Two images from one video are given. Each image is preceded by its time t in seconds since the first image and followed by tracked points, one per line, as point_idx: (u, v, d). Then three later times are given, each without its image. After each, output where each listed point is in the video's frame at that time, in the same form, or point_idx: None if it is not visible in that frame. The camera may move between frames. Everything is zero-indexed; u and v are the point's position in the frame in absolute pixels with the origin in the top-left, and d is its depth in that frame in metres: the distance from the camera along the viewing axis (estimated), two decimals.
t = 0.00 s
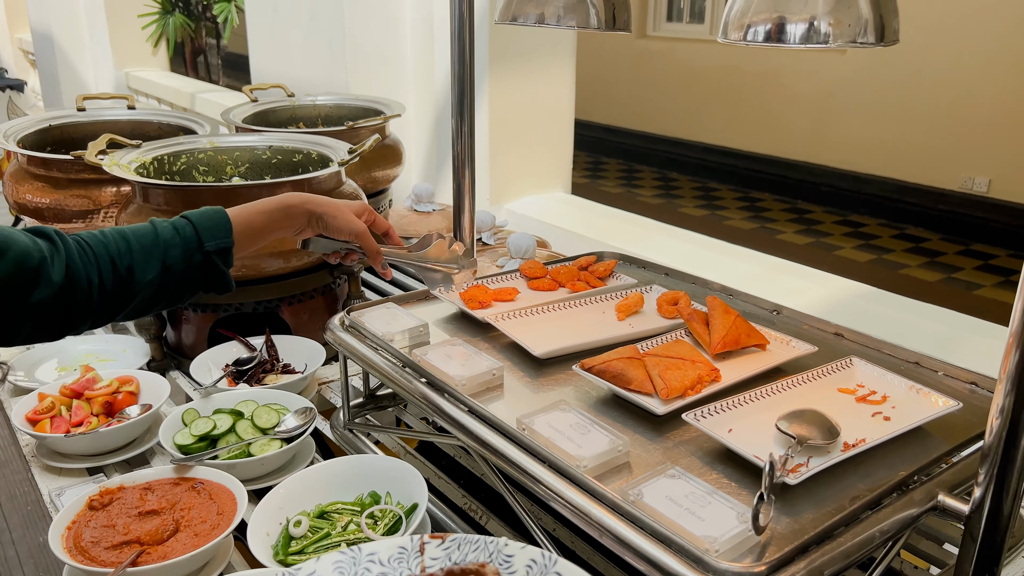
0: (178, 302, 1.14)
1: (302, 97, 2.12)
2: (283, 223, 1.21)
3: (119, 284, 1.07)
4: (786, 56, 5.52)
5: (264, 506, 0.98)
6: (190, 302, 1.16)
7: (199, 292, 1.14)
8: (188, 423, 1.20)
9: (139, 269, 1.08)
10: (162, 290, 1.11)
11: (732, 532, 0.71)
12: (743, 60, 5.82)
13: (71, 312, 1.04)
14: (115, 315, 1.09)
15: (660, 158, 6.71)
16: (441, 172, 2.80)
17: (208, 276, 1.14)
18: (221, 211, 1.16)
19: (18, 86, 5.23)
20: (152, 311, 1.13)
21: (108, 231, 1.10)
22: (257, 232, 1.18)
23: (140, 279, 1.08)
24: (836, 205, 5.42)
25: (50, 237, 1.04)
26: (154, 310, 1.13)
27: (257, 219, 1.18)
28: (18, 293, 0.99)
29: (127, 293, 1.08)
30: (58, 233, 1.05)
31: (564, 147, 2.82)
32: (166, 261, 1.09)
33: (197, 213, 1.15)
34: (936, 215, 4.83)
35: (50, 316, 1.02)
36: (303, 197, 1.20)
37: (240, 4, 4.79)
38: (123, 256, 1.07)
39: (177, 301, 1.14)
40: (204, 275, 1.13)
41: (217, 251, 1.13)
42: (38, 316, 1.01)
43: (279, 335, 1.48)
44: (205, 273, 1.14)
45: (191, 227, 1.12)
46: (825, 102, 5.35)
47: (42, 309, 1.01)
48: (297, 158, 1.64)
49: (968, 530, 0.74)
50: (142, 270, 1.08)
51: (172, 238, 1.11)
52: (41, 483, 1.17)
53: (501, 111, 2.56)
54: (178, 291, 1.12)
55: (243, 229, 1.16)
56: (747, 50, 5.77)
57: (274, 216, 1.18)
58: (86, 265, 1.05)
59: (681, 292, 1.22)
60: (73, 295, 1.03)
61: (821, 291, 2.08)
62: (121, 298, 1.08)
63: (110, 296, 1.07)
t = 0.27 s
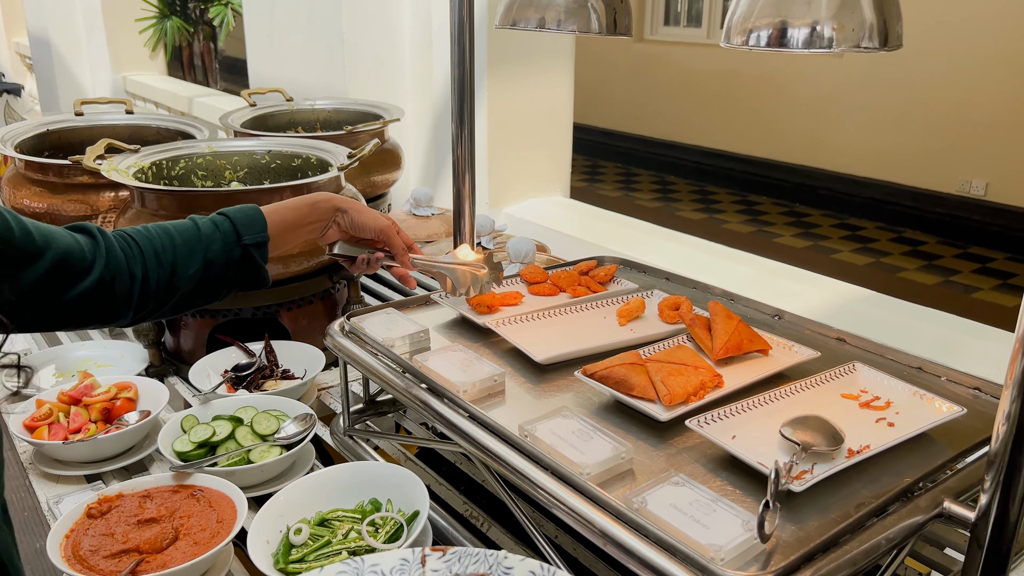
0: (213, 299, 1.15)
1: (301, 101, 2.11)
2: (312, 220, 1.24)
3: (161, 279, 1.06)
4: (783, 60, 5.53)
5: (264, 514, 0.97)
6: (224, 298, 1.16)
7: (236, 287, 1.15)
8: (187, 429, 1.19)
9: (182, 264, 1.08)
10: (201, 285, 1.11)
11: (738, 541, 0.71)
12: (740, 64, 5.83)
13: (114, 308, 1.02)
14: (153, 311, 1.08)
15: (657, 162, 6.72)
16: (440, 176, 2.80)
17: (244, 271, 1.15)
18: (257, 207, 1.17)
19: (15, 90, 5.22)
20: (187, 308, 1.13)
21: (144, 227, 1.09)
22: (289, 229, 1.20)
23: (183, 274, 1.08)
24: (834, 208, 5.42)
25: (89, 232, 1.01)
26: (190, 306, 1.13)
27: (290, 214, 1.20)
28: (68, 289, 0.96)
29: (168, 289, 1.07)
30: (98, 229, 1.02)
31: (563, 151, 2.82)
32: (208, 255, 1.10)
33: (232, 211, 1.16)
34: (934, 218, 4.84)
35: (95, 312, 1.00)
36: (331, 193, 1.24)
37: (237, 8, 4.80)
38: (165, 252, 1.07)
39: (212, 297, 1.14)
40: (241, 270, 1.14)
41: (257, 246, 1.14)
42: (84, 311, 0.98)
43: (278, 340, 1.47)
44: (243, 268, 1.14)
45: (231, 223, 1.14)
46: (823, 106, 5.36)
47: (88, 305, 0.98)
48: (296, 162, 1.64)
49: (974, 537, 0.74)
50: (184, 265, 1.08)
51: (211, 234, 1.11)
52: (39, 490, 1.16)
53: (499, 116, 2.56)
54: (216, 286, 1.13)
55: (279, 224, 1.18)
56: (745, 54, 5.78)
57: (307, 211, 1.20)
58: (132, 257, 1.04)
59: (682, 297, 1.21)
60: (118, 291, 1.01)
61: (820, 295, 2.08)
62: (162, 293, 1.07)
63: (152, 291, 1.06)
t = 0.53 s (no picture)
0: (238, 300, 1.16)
1: (300, 107, 2.11)
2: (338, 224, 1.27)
3: (185, 283, 1.08)
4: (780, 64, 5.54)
5: (268, 522, 0.97)
6: (248, 301, 1.18)
7: (259, 290, 1.17)
8: (190, 438, 1.18)
9: (206, 268, 1.10)
10: (224, 289, 1.13)
11: (747, 550, 0.70)
12: (737, 68, 5.84)
13: (139, 311, 1.04)
14: (178, 313, 1.10)
15: (655, 165, 6.72)
16: (439, 181, 2.80)
17: (267, 275, 1.17)
18: (280, 212, 1.19)
19: (12, 94, 5.21)
20: (211, 310, 1.15)
21: (169, 231, 1.11)
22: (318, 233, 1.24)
23: (207, 277, 1.10)
24: (831, 212, 5.44)
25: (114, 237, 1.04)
26: (214, 309, 1.15)
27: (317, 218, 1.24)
28: (92, 293, 0.98)
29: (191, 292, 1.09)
30: (123, 233, 1.04)
31: (562, 156, 2.82)
32: (232, 259, 1.12)
33: (258, 215, 1.18)
34: (931, 222, 4.85)
35: (119, 315, 1.02)
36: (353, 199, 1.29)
37: (234, 12, 4.80)
38: (190, 256, 1.09)
39: (236, 300, 1.16)
40: (264, 273, 1.16)
41: (280, 251, 1.16)
42: (108, 314, 1.01)
43: (280, 347, 1.46)
44: (266, 272, 1.16)
45: (256, 228, 1.15)
46: (820, 109, 5.37)
47: (112, 308, 1.01)
48: (297, 169, 1.63)
49: (982, 546, 0.74)
50: (208, 269, 1.10)
51: (235, 238, 1.13)
52: (40, 499, 1.15)
53: (498, 121, 2.56)
54: (239, 289, 1.14)
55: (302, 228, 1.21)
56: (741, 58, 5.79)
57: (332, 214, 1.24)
58: (157, 261, 1.06)
59: (686, 304, 1.21)
60: (142, 294, 1.03)
61: (820, 299, 2.08)
62: (186, 296, 1.09)
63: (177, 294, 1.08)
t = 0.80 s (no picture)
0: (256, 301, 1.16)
1: (299, 112, 2.11)
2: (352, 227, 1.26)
3: (203, 287, 1.08)
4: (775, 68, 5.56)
5: (272, 530, 0.97)
6: (265, 304, 1.17)
7: (276, 292, 1.16)
8: (193, 445, 1.18)
9: (223, 271, 1.09)
10: (241, 292, 1.12)
11: (755, 558, 0.70)
12: (733, 72, 5.86)
13: (159, 315, 1.04)
14: (196, 317, 1.10)
15: (651, 169, 6.74)
16: (437, 186, 2.81)
17: (284, 277, 1.16)
18: (296, 216, 1.18)
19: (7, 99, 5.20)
20: (228, 314, 1.15)
21: (186, 235, 1.11)
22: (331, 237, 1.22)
23: (224, 280, 1.10)
24: (826, 215, 5.45)
25: (133, 241, 1.04)
26: (231, 311, 1.14)
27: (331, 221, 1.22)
28: (112, 297, 0.98)
29: (209, 296, 1.09)
30: (141, 238, 1.04)
31: (560, 160, 2.83)
32: (249, 263, 1.11)
33: (273, 218, 1.17)
34: (927, 225, 4.87)
35: (138, 319, 1.02)
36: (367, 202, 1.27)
37: (230, 17, 4.81)
38: (207, 260, 1.09)
39: (252, 303, 1.15)
40: (280, 276, 1.16)
41: (296, 254, 1.16)
42: (127, 319, 1.01)
43: (281, 353, 1.46)
44: (282, 274, 1.16)
45: (272, 231, 1.14)
46: (815, 113, 5.39)
47: (131, 312, 1.00)
48: (297, 174, 1.63)
49: (988, 552, 0.74)
50: (225, 273, 1.10)
51: (252, 241, 1.13)
52: (42, 507, 1.15)
53: (496, 126, 2.57)
54: (257, 292, 1.14)
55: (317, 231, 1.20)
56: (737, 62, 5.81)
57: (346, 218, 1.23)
58: (175, 265, 1.06)
59: (688, 310, 1.21)
60: (161, 299, 1.03)
61: (819, 304, 2.09)
62: (204, 300, 1.09)
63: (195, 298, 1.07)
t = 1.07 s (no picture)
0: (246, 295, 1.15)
1: (295, 114, 2.10)
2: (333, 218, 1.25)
3: (196, 282, 1.07)
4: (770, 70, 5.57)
5: (269, 535, 0.96)
6: (253, 298, 1.17)
7: (266, 285, 1.16)
8: (188, 449, 1.17)
9: (214, 265, 1.09)
10: (232, 286, 1.12)
11: (759, 561, 0.70)
12: (728, 74, 5.87)
13: (153, 312, 1.02)
14: (188, 313, 1.09)
15: (646, 171, 6.74)
16: (433, 188, 2.80)
17: (272, 270, 1.16)
18: (279, 208, 1.18)
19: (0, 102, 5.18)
20: (218, 309, 1.14)
21: (174, 231, 1.10)
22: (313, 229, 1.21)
23: (215, 275, 1.09)
24: (821, 217, 5.46)
25: (123, 238, 1.02)
26: (222, 307, 1.13)
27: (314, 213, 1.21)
28: (108, 293, 0.96)
29: (202, 291, 1.08)
30: (131, 234, 1.03)
31: (557, 162, 2.82)
32: (238, 256, 1.11)
33: (257, 211, 1.17)
34: (922, 226, 4.88)
35: (132, 316, 1.00)
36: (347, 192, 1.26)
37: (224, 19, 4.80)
38: (198, 253, 1.08)
39: (243, 297, 1.15)
40: (268, 268, 1.15)
41: (282, 245, 1.16)
42: (122, 315, 0.99)
43: (277, 356, 1.45)
44: (270, 267, 1.15)
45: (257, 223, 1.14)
46: (810, 115, 5.40)
47: (126, 309, 0.99)
48: (293, 176, 1.62)
49: (993, 554, 0.74)
50: (215, 266, 1.09)
51: (239, 234, 1.12)
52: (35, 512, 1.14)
53: (492, 127, 2.56)
54: (247, 285, 1.14)
55: (302, 222, 1.19)
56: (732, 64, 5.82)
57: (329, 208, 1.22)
58: (166, 260, 1.04)
59: (688, 311, 1.21)
60: (154, 294, 1.02)
61: (816, 305, 2.09)
62: (198, 296, 1.08)
63: (188, 293, 1.06)
